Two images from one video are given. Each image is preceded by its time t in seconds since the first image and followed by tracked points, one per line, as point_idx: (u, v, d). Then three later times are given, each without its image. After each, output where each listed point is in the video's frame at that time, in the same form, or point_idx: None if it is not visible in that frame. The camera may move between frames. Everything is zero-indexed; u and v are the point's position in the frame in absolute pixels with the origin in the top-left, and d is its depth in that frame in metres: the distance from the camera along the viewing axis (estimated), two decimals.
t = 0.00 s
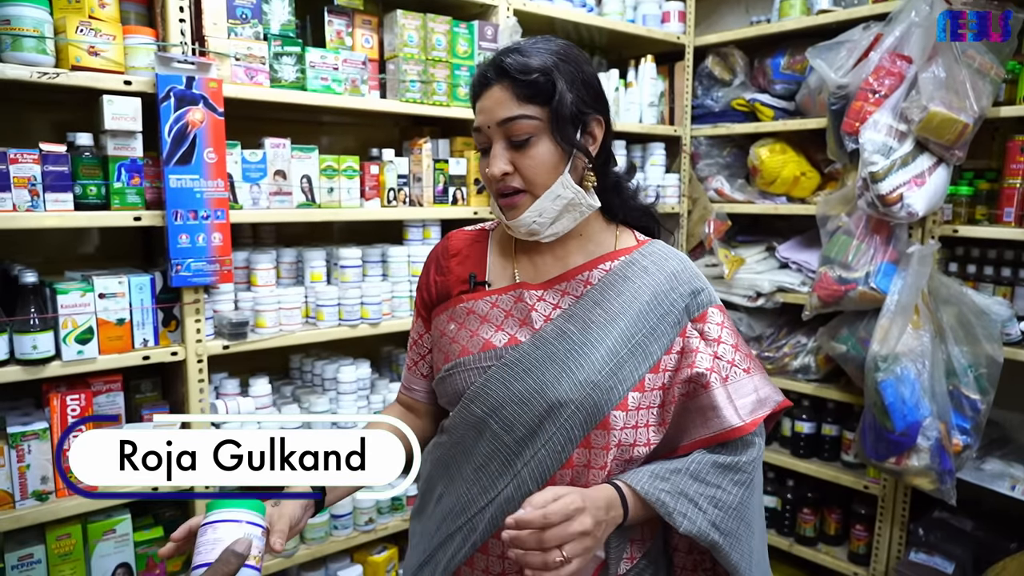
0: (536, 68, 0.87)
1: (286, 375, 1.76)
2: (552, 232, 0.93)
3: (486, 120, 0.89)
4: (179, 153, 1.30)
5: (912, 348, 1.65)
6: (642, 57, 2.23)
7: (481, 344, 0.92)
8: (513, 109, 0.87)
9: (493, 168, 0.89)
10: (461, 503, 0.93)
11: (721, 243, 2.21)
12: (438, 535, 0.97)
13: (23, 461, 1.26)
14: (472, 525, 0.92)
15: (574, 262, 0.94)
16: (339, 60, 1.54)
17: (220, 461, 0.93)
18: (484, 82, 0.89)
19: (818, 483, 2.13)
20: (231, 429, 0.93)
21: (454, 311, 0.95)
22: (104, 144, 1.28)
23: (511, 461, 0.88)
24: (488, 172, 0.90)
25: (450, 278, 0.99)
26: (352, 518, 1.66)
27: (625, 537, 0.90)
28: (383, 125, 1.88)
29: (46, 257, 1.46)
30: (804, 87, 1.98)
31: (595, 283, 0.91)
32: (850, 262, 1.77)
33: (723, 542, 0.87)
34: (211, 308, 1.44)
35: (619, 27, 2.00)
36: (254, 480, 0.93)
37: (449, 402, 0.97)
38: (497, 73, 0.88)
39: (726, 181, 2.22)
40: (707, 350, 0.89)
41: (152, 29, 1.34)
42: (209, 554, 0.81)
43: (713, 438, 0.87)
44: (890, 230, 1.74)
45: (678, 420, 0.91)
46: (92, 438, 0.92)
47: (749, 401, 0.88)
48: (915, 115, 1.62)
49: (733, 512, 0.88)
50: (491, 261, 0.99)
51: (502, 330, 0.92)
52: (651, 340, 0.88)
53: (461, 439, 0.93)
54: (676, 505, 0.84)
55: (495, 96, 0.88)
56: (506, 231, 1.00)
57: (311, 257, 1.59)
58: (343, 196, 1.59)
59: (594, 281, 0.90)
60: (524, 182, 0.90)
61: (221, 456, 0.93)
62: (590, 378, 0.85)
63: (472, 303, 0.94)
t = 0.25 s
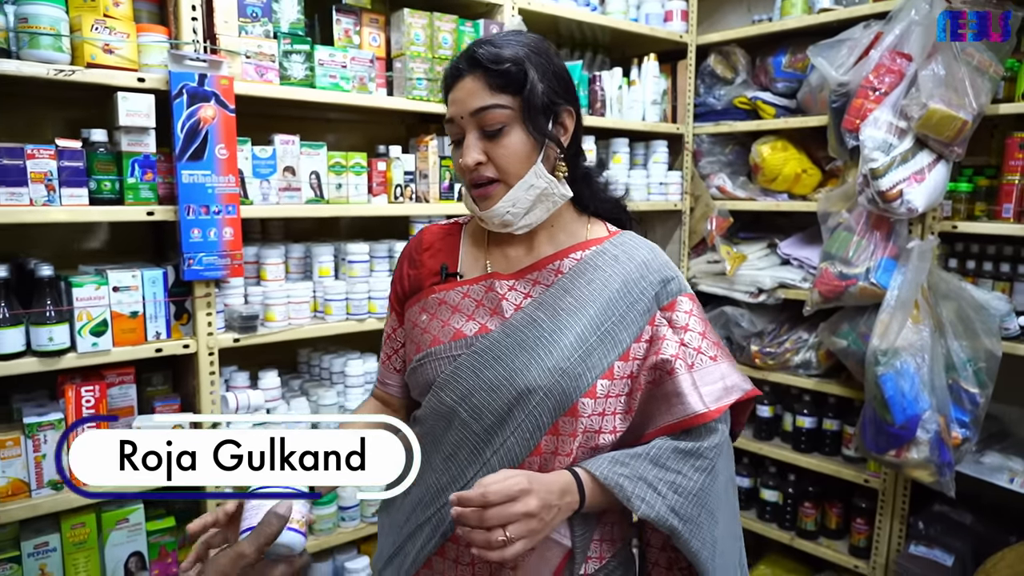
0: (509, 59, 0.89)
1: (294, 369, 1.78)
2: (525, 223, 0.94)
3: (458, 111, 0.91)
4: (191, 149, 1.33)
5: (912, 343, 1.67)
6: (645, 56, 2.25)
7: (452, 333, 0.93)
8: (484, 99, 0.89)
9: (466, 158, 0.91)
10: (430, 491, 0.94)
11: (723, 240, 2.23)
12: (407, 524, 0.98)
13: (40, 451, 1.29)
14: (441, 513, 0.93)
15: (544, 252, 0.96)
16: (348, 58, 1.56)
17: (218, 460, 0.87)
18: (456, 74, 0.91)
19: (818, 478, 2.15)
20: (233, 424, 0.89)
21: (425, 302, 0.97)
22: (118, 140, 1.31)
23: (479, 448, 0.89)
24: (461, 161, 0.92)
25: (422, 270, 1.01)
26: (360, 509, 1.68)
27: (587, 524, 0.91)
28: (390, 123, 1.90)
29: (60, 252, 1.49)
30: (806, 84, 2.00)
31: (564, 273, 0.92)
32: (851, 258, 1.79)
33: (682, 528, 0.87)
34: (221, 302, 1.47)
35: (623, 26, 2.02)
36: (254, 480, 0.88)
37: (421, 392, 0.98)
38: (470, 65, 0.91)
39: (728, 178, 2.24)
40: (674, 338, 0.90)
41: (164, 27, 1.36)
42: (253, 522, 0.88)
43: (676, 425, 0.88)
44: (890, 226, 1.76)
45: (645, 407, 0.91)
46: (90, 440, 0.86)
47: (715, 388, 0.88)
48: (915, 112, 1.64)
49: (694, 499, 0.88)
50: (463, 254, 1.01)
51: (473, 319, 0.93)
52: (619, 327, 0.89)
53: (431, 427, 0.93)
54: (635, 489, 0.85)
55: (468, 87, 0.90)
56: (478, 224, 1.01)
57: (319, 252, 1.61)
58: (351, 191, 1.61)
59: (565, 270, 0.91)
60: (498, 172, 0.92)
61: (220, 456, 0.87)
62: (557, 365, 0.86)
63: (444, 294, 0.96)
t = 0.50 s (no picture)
0: (529, 47, 0.96)
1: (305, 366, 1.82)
2: (510, 205, 0.98)
3: (469, 79, 0.94)
4: (207, 150, 1.37)
5: (908, 340, 1.71)
6: (647, 59, 2.29)
7: (423, 324, 0.95)
8: (500, 73, 0.94)
9: (469, 124, 0.93)
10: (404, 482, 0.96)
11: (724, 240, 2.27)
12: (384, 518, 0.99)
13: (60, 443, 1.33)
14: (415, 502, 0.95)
15: (512, 246, 0.99)
16: (357, 62, 1.60)
17: (218, 461, 0.80)
18: (474, 46, 0.96)
19: (817, 474, 2.19)
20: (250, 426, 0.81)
21: (396, 294, 0.99)
22: (136, 142, 1.35)
23: (453, 438, 0.92)
24: (464, 125, 0.93)
25: (392, 264, 1.03)
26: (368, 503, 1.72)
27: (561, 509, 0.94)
28: (397, 125, 1.94)
29: (78, 251, 1.53)
30: (805, 87, 2.04)
31: (532, 265, 0.95)
32: (849, 257, 1.83)
33: (655, 507, 0.90)
34: (235, 299, 1.51)
35: (625, 30, 2.06)
36: (253, 482, 0.80)
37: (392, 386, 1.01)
38: (489, 43, 0.96)
39: (728, 179, 2.28)
40: (640, 325, 0.93)
41: (180, 32, 1.40)
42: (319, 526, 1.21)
43: (645, 408, 0.91)
44: (888, 226, 1.80)
45: (614, 393, 0.95)
46: (92, 436, 0.79)
47: (679, 371, 0.92)
48: (911, 114, 1.68)
49: (665, 478, 0.91)
50: (432, 247, 1.03)
51: (444, 310, 0.96)
52: (587, 315, 0.92)
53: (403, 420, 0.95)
54: (603, 470, 0.88)
55: (483, 60, 0.94)
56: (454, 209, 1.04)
57: (328, 251, 1.65)
58: (360, 192, 1.65)
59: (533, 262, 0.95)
60: (497, 144, 0.95)
61: (219, 456, 0.80)
62: (529, 354, 0.89)
63: (415, 285, 0.98)
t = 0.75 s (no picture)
0: (529, 56, 0.99)
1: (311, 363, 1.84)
2: (508, 209, 1.00)
3: (483, 83, 0.93)
4: (216, 149, 1.38)
5: (910, 338, 1.72)
6: (651, 58, 2.30)
7: (406, 320, 0.92)
8: (512, 79, 0.94)
9: (489, 130, 0.92)
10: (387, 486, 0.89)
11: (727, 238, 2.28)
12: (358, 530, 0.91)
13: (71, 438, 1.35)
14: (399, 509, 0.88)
15: (487, 241, 1.00)
16: (364, 61, 1.62)
17: (218, 461, 0.61)
18: (479, 48, 0.95)
19: (819, 471, 2.20)
20: (257, 421, 0.63)
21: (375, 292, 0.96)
22: (146, 140, 1.37)
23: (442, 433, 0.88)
24: (483, 132, 0.92)
25: (366, 263, 1.01)
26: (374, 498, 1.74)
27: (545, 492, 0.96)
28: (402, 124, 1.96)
29: (88, 248, 1.55)
30: (808, 86, 2.05)
31: (509, 258, 0.97)
32: (852, 255, 1.84)
33: (640, 482, 0.94)
34: (243, 296, 1.52)
35: (629, 29, 2.07)
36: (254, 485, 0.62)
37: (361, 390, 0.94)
38: (493, 46, 0.96)
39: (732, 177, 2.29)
40: (614, 314, 0.98)
41: (189, 32, 1.42)
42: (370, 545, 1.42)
43: (624, 391, 0.96)
44: (890, 224, 1.81)
45: (593, 381, 0.99)
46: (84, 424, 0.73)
47: (653, 355, 0.98)
48: (913, 113, 1.69)
49: (647, 455, 0.95)
50: (406, 245, 1.02)
51: (426, 305, 0.94)
52: (567, 305, 0.96)
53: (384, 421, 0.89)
54: (590, 449, 0.91)
55: (493, 64, 0.94)
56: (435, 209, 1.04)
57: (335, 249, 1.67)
58: (366, 190, 1.66)
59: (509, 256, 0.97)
60: (512, 150, 0.95)
61: (219, 455, 0.62)
62: (519, 343, 0.90)
63: (394, 282, 0.96)
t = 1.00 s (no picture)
0: (529, 65, 1.00)
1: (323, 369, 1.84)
2: (513, 216, 1.00)
3: (486, 92, 0.94)
4: (230, 157, 1.39)
5: (921, 345, 1.72)
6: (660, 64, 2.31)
7: (425, 337, 0.92)
8: (513, 88, 0.96)
9: (493, 136, 0.93)
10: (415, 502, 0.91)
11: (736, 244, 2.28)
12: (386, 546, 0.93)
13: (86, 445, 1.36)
14: (431, 524, 0.90)
15: (495, 255, 0.99)
16: (376, 69, 1.62)
17: (218, 461, 0.70)
18: (481, 60, 0.96)
19: (828, 477, 2.20)
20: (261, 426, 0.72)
21: (389, 310, 0.94)
22: (161, 150, 1.38)
23: (468, 448, 0.89)
24: (486, 138, 0.93)
25: (373, 281, 0.97)
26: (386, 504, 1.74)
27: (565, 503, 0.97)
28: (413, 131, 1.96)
29: (102, 256, 1.56)
30: (817, 92, 2.05)
31: (520, 272, 0.97)
32: (862, 262, 1.84)
33: (661, 489, 0.96)
34: (256, 304, 1.53)
35: (638, 35, 2.08)
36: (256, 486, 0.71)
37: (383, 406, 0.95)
38: (494, 58, 0.98)
39: (740, 183, 2.29)
40: (623, 325, 0.99)
41: (203, 41, 1.43)
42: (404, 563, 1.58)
43: (638, 401, 0.97)
44: (901, 231, 1.81)
45: (605, 391, 0.99)
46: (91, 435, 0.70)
47: (664, 363, 0.99)
48: (924, 121, 1.69)
49: (664, 462, 0.98)
50: (414, 261, 0.99)
51: (443, 322, 0.93)
52: (582, 316, 0.96)
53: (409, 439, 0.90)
54: (615, 461, 0.92)
55: (494, 73, 0.96)
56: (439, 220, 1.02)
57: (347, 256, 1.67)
58: (378, 198, 1.66)
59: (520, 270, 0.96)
60: (514, 157, 0.96)
61: (219, 455, 0.70)
62: (542, 356, 0.90)
63: (407, 300, 0.94)
